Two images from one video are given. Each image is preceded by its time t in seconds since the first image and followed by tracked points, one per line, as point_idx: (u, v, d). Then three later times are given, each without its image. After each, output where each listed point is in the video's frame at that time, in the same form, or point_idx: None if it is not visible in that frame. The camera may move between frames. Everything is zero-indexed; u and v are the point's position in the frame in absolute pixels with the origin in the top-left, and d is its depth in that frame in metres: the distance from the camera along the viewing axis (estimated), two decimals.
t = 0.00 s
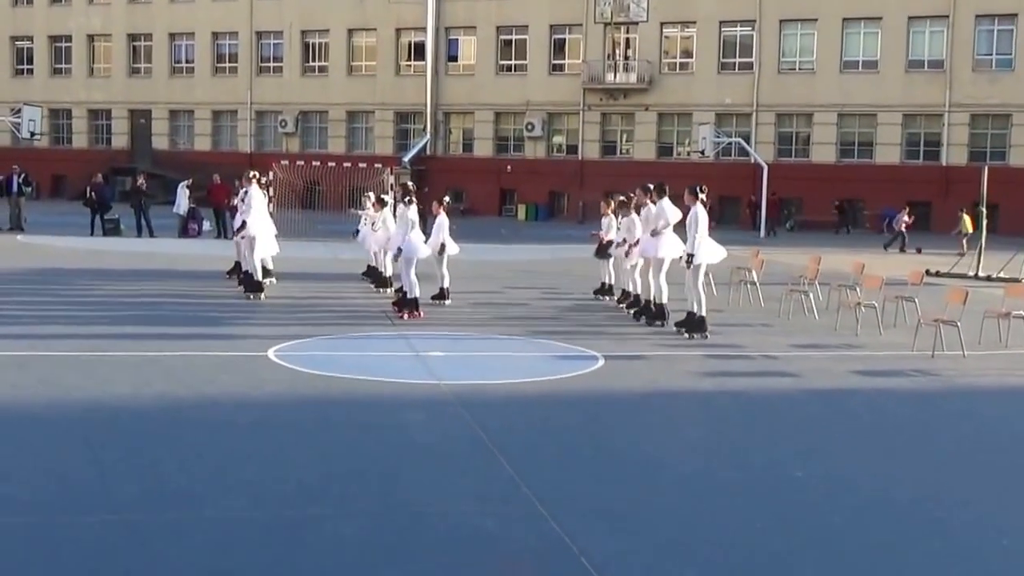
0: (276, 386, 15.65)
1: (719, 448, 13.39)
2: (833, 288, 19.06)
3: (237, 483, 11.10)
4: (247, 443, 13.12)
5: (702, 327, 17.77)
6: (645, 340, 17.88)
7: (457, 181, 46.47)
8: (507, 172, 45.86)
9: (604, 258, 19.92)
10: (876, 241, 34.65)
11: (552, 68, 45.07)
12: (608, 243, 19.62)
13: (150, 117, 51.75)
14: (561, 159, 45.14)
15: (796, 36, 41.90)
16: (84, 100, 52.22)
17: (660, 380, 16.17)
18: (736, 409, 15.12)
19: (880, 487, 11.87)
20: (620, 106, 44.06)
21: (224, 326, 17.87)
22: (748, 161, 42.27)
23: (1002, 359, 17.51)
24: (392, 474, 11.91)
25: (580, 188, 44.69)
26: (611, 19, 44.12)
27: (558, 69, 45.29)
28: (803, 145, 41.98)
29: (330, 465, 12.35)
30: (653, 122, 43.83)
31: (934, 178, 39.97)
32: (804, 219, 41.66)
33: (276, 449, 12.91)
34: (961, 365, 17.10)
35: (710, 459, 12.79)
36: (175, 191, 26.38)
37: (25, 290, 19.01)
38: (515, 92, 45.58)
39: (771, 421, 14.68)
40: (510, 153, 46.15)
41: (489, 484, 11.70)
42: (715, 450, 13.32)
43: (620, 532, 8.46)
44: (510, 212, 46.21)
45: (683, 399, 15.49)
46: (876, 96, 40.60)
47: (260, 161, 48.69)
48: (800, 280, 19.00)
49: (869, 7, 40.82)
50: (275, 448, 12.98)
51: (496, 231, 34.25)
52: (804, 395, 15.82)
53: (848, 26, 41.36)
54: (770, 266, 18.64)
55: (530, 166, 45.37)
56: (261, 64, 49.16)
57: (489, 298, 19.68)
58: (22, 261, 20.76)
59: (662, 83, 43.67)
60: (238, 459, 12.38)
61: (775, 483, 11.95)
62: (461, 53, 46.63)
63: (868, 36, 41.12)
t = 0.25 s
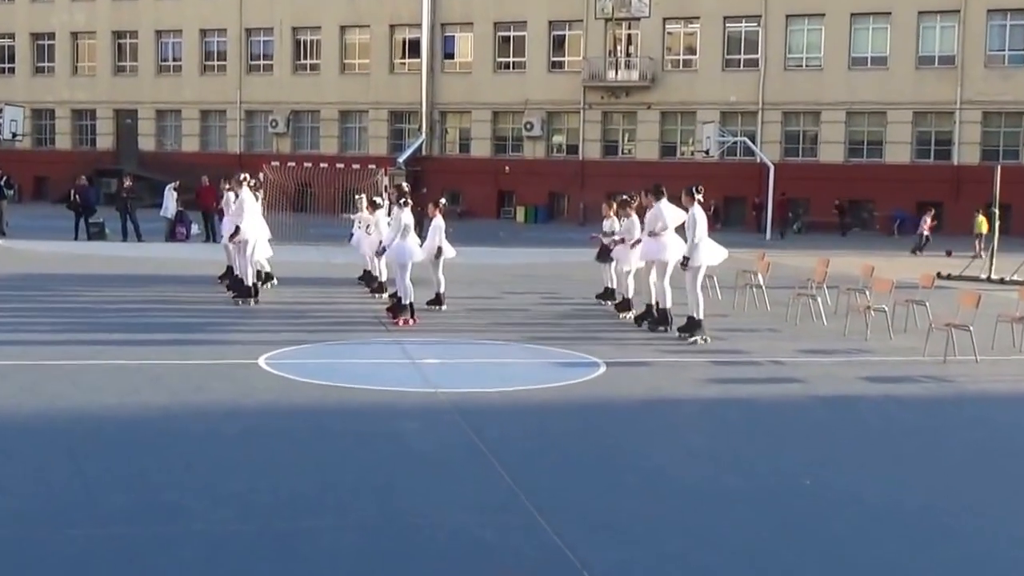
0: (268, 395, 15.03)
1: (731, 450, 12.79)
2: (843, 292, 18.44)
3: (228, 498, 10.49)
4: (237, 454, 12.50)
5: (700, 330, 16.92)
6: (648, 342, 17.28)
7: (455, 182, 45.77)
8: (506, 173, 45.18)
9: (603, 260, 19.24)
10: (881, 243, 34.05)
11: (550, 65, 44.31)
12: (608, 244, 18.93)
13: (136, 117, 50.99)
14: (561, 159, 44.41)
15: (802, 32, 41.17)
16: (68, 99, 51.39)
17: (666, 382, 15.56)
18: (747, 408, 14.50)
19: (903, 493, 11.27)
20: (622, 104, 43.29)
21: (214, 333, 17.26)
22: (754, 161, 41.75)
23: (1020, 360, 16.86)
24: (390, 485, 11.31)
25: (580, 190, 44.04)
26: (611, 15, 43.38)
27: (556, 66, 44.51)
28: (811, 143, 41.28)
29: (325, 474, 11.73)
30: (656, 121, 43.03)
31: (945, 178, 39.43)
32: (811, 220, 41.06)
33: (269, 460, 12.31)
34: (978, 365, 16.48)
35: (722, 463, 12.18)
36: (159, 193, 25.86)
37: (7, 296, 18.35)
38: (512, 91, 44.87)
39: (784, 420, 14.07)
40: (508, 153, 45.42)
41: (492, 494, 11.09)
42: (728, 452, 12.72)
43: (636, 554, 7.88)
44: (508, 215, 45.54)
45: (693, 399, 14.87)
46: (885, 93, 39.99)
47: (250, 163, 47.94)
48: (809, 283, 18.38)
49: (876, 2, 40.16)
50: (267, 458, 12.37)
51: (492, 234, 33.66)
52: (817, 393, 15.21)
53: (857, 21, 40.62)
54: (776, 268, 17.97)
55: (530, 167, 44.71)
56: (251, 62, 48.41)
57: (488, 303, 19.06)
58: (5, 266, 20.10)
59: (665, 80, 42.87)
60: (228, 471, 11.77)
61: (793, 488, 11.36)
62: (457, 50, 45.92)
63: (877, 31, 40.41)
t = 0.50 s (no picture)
0: (260, 402, 14.46)
1: (743, 453, 12.19)
2: (855, 295, 17.81)
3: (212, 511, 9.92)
4: (225, 462, 11.93)
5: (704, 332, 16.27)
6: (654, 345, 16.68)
7: (455, 185, 44.71)
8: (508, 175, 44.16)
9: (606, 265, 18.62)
10: (895, 246, 33.08)
11: (553, 63, 43.30)
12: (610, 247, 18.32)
13: (124, 118, 49.86)
14: (564, 159, 43.40)
15: (812, 28, 40.18)
16: (55, 100, 50.19)
17: (673, 386, 14.94)
18: (758, 410, 13.91)
19: (925, 499, 10.68)
20: (627, 103, 42.30)
21: (205, 340, 16.67)
22: (763, 162, 40.70)
23: None
24: (384, 495, 10.73)
25: (585, 190, 43.02)
26: (616, 12, 42.36)
27: (559, 64, 43.52)
28: (822, 143, 40.26)
29: (316, 483, 11.15)
30: (663, 120, 42.07)
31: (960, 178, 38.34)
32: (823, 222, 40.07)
33: (257, 468, 11.73)
34: (996, 368, 15.85)
35: (733, 467, 11.59)
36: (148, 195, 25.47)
37: None
38: (513, 90, 43.84)
39: (797, 422, 13.48)
40: (510, 154, 44.37)
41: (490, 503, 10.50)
42: (739, 455, 12.13)
43: None
44: (509, 217, 44.51)
45: (701, 401, 14.28)
46: (898, 91, 38.98)
47: (243, 164, 46.83)
48: (820, 287, 17.76)
49: None
50: (256, 466, 11.80)
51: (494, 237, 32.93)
52: (831, 395, 14.61)
53: (869, 17, 39.56)
54: (784, 271, 17.30)
55: (532, 167, 43.69)
56: (243, 60, 47.35)
57: (488, 308, 18.47)
58: None
59: (671, 78, 41.90)
60: (214, 479, 11.20)
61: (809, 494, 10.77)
62: (456, 48, 44.90)
63: (889, 27, 39.38)
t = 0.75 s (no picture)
0: (256, 405, 13.98)
1: (757, 459, 11.66)
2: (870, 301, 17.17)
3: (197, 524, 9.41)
4: (215, 470, 11.42)
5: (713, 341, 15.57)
6: (664, 348, 16.16)
7: (456, 186, 43.41)
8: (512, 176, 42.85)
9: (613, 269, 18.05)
10: (909, 249, 31.97)
11: (558, 61, 41.83)
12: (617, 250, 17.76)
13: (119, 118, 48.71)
14: (570, 160, 42.08)
15: (826, 24, 38.74)
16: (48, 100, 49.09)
17: (683, 389, 14.36)
18: (772, 414, 13.39)
19: (948, 505, 10.13)
20: (634, 102, 40.92)
21: (201, 343, 16.18)
22: (776, 163, 39.23)
23: None
24: (379, 504, 10.21)
25: (591, 191, 41.66)
26: (623, 8, 40.97)
27: (565, 62, 42.01)
28: (836, 143, 38.84)
29: (309, 491, 10.64)
30: (671, 120, 40.57)
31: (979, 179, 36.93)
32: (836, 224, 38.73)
33: (249, 474, 11.22)
34: (1019, 375, 15.22)
35: (746, 474, 11.05)
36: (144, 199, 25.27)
37: None
38: (516, 89, 42.45)
39: (813, 427, 12.96)
40: (515, 155, 42.91)
41: (489, 511, 9.97)
42: (752, 461, 11.60)
43: None
44: (514, 219, 43.38)
45: (713, 403, 13.76)
46: (915, 89, 37.52)
47: (240, 166, 45.70)
48: (834, 290, 17.18)
49: None
50: (248, 472, 11.29)
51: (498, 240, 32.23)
52: (848, 399, 14.08)
53: (885, 13, 38.11)
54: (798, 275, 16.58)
55: (535, 168, 42.36)
56: (239, 59, 46.09)
57: (492, 312, 17.95)
58: None
59: (680, 76, 40.47)
60: (202, 488, 10.69)
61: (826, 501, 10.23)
62: (458, 45, 43.51)
63: (906, 23, 37.90)
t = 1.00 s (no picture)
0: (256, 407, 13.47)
1: (778, 463, 11.11)
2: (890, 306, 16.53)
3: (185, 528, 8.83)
4: (209, 472, 10.86)
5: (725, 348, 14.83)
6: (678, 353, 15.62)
7: (462, 188, 42.23)
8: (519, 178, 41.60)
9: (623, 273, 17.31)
10: (931, 253, 30.88)
11: (568, 59, 40.70)
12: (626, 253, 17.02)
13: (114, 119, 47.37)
14: (579, 162, 40.93)
15: (842, 21, 37.71)
16: (40, 100, 47.75)
17: (697, 392, 13.80)
18: (793, 417, 12.85)
19: (981, 513, 9.54)
20: (646, 102, 39.72)
21: (199, 348, 15.65)
22: (792, 163, 38.20)
23: None
24: (379, 504, 9.63)
25: (603, 194, 40.51)
26: (635, 4, 39.89)
27: (574, 60, 40.90)
28: (854, 143, 37.74)
29: (306, 492, 10.06)
30: (683, 120, 39.44)
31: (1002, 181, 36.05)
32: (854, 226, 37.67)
33: (244, 477, 10.66)
34: None
35: (765, 480, 10.48)
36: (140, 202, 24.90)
37: None
38: (524, 89, 41.31)
39: (835, 430, 12.43)
40: (523, 156, 41.71)
41: (495, 511, 9.38)
42: (774, 464, 11.05)
43: None
44: (521, 222, 42.23)
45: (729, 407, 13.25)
46: (935, 88, 36.54)
47: (239, 168, 44.50)
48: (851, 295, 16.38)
49: None
50: (244, 476, 10.73)
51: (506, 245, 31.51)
52: (869, 403, 13.54)
53: (904, 8, 37.06)
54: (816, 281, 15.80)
55: (544, 170, 41.20)
56: (239, 58, 44.81)
57: (500, 318, 17.41)
58: None
59: (693, 75, 39.35)
60: (194, 489, 10.11)
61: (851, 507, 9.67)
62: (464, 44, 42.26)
63: (927, 20, 36.91)
